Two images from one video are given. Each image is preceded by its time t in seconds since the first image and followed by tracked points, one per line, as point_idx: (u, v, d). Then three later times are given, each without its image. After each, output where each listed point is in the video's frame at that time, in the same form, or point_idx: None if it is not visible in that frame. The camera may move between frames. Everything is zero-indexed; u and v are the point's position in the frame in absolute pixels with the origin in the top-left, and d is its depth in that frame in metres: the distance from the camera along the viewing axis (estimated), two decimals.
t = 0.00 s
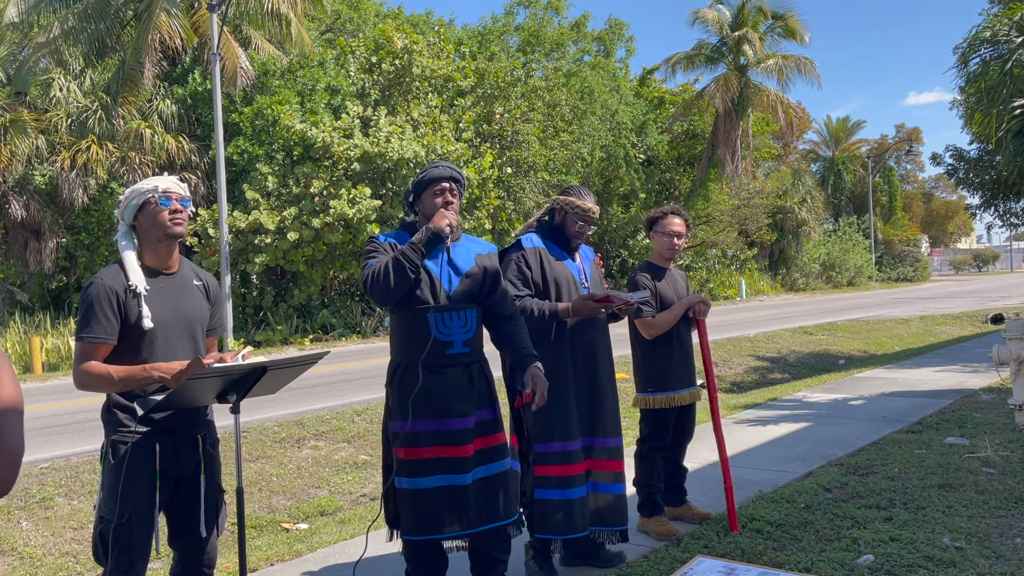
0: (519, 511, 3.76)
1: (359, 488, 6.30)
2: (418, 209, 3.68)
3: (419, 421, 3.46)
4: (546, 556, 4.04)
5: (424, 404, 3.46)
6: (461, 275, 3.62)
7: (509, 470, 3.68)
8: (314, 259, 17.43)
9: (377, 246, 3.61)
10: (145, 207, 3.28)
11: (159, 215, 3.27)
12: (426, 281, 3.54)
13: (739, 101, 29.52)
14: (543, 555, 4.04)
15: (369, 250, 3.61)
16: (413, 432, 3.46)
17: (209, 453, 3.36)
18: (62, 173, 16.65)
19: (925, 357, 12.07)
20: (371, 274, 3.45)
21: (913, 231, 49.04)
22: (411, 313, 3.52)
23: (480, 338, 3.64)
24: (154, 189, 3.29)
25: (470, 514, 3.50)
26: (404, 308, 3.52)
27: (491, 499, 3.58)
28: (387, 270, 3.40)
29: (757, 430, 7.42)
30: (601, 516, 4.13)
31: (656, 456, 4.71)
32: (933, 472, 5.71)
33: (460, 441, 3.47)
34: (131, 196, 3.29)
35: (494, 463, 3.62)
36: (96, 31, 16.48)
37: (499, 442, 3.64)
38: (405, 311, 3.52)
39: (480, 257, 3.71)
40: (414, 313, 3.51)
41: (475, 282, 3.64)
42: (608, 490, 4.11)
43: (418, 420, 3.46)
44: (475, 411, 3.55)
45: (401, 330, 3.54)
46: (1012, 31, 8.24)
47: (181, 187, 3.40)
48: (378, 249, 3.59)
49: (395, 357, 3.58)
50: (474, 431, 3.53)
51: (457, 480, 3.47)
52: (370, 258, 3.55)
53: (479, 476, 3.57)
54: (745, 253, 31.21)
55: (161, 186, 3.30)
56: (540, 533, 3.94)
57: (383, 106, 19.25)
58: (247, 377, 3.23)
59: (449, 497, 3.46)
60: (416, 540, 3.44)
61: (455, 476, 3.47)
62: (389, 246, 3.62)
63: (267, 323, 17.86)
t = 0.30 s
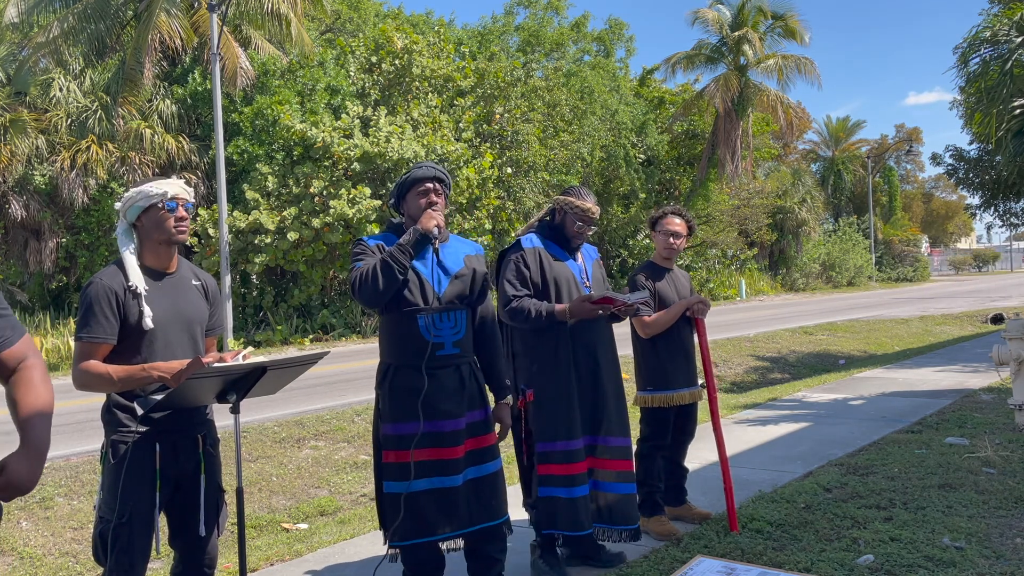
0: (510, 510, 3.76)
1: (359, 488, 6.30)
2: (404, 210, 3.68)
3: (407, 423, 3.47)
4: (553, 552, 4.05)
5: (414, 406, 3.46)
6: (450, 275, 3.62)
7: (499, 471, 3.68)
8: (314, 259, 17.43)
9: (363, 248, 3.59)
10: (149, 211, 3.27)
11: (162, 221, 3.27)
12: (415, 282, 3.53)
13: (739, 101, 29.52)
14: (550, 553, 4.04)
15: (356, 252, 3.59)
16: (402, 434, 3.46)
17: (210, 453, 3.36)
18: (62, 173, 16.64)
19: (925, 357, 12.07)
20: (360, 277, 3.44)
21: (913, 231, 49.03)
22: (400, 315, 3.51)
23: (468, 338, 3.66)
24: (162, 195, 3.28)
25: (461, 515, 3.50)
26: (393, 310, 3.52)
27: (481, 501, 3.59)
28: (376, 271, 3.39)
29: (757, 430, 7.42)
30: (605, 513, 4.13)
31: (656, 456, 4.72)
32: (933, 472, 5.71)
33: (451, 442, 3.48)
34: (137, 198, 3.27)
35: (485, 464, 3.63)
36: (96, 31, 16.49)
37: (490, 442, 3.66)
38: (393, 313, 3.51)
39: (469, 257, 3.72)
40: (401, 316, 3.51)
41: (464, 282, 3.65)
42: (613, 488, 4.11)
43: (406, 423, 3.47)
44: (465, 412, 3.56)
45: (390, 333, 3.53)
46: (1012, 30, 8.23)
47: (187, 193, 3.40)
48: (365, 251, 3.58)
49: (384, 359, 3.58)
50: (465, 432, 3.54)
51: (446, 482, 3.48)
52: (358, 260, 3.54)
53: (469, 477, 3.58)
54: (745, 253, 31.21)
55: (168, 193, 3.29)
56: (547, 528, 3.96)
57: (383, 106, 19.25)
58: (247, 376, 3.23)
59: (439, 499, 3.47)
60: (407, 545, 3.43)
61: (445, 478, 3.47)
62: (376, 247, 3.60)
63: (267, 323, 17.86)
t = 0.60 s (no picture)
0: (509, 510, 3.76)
1: (359, 488, 6.29)
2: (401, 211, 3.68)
3: (408, 422, 3.46)
4: (551, 558, 4.05)
5: (415, 405, 3.46)
6: (449, 275, 3.63)
7: (498, 470, 3.69)
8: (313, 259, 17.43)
9: (361, 248, 3.58)
10: (156, 227, 3.20)
11: (167, 242, 3.21)
12: (415, 282, 3.53)
13: (739, 101, 29.54)
14: (549, 558, 4.04)
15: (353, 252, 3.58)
16: (402, 434, 3.45)
17: (210, 452, 3.36)
18: (62, 173, 16.63)
19: (925, 357, 12.08)
20: (359, 277, 3.42)
21: (913, 231, 49.02)
22: (399, 315, 3.51)
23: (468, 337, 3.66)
24: (176, 216, 3.19)
25: (461, 515, 3.50)
26: (392, 310, 3.52)
27: (481, 500, 3.59)
28: (376, 270, 3.39)
29: (757, 430, 7.42)
30: (603, 513, 4.14)
31: (658, 455, 4.74)
32: (933, 472, 5.71)
33: (451, 442, 3.48)
34: (147, 209, 3.16)
35: (485, 463, 3.63)
36: (96, 31, 16.49)
37: (489, 442, 3.65)
38: (392, 312, 3.52)
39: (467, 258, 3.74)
40: (401, 317, 3.51)
41: (462, 282, 3.66)
42: (611, 488, 4.11)
43: (408, 421, 3.46)
44: (465, 412, 3.56)
45: (389, 333, 3.53)
46: (1012, 31, 8.24)
47: (200, 210, 3.30)
48: (363, 251, 3.56)
49: (384, 358, 3.57)
50: (465, 431, 3.54)
51: (446, 482, 3.47)
52: (356, 260, 3.53)
53: (469, 477, 3.58)
54: (745, 253, 31.21)
55: (182, 216, 3.20)
56: (542, 533, 3.94)
57: (383, 105, 19.24)
58: (247, 376, 3.23)
59: (439, 499, 3.46)
60: (406, 544, 3.42)
61: (445, 478, 3.47)
62: (374, 247, 3.60)
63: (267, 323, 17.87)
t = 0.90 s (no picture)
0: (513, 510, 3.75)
1: (359, 488, 6.29)
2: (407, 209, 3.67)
3: (412, 421, 3.46)
4: (551, 558, 4.06)
5: (419, 404, 3.46)
6: (453, 275, 3.62)
7: (502, 470, 3.68)
8: (313, 259, 17.43)
9: (366, 246, 3.58)
10: (153, 230, 3.18)
11: (164, 244, 3.20)
12: (418, 279, 3.54)
13: (739, 101, 29.55)
14: (549, 559, 4.06)
15: (357, 251, 3.58)
16: (406, 433, 3.45)
17: (208, 452, 3.36)
18: (62, 173, 16.63)
19: (925, 357, 12.07)
20: (361, 271, 3.43)
21: (913, 231, 49.00)
22: (404, 314, 3.52)
23: (474, 337, 3.66)
24: (173, 219, 3.18)
25: (466, 514, 3.49)
26: (396, 308, 3.52)
27: (485, 500, 3.59)
28: (376, 265, 3.39)
29: (757, 430, 7.42)
30: (605, 514, 4.13)
31: (659, 456, 4.73)
32: (933, 472, 5.71)
33: (454, 441, 3.47)
34: (145, 211, 3.15)
35: (488, 463, 3.62)
36: (96, 31, 16.48)
37: (493, 442, 3.65)
38: (397, 311, 3.52)
39: (472, 254, 3.75)
40: (407, 316, 3.52)
41: (467, 282, 3.66)
42: (613, 489, 4.10)
43: (412, 420, 3.46)
44: (470, 412, 3.55)
45: (394, 331, 3.54)
46: (1012, 31, 8.23)
47: (198, 213, 3.28)
48: (367, 249, 3.56)
49: (389, 357, 3.57)
50: (469, 431, 3.54)
51: (451, 482, 3.47)
52: (360, 258, 3.53)
53: (473, 476, 3.57)
54: (745, 253, 31.21)
55: (179, 219, 3.19)
56: (545, 537, 3.92)
57: (383, 105, 19.23)
58: (247, 376, 3.23)
59: (444, 499, 3.46)
60: (410, 542, 3.43)
61: (449, 477, 3.46)
62: (378, 245, 3.59)
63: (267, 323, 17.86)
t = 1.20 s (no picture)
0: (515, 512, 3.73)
1: (359, 488, 6.29)
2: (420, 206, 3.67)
3: (416, 419, 3.47)
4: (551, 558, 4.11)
5: (423, 404, 3.47)
6: (460, 273, 3.63)
7: (506, 472, 3.66)
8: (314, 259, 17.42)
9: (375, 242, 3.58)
10: (150, 228, 3.18)
11: (160, 243, 3.20)
12: (424, 276, 3.56)
13: (739, 101, 29.57)
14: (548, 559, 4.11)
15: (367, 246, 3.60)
16: (410, 431, 3.46)
17: (205, 452, 3.37)
18: (62, 173, 16.63)
19: (925, 357, 12.07)
20: (365, 266, 3.47)
21: (913, 231, 48.97)
22: (410, 311, 3.54)
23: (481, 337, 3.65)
24: (170, 217, 3.17)
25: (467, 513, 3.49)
26: (403, 304, 3.55)
27: (487, 501, 3.57)
28: (379, 261, 3.43)
29: (757, 430, 7.42)
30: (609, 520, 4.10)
31: (657, 456, 4.74)
32: (933, 472, 5.71)
33: (457, 441, 3.46)
34: (140, 209, 3.14)
35: (492, 465, 3.61)
36: (96, 31, 16.48)
37: (497, 443, 3.63)
38: (405, 308, 3.55)
39: (481, 250, 3.75)
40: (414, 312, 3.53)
41: (475, 281, 3.66)
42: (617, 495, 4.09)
43: (415, 418, 3.47)
44: (474, 413, 3.54)
45: (402, 327, 3.56)
46: (1012, 31, 8.23)
47: (194, 211, 3.28)
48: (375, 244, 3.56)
49: (397, 354, 3.59)
50: (472, 431, 3.52)
51: (452, 481, 3.47)
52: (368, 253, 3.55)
53: (475, 477, 3.56)
54: (745, 253, 31.20)
55: (175, 217, 3.18)
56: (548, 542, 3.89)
57: (383, 106, 19.24)
58: (247, 375, 3.24)
59: (445, 498, 3.46)
60: (411, 540, 3.44)
61: (450, 476, 3.46)
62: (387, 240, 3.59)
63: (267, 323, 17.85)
